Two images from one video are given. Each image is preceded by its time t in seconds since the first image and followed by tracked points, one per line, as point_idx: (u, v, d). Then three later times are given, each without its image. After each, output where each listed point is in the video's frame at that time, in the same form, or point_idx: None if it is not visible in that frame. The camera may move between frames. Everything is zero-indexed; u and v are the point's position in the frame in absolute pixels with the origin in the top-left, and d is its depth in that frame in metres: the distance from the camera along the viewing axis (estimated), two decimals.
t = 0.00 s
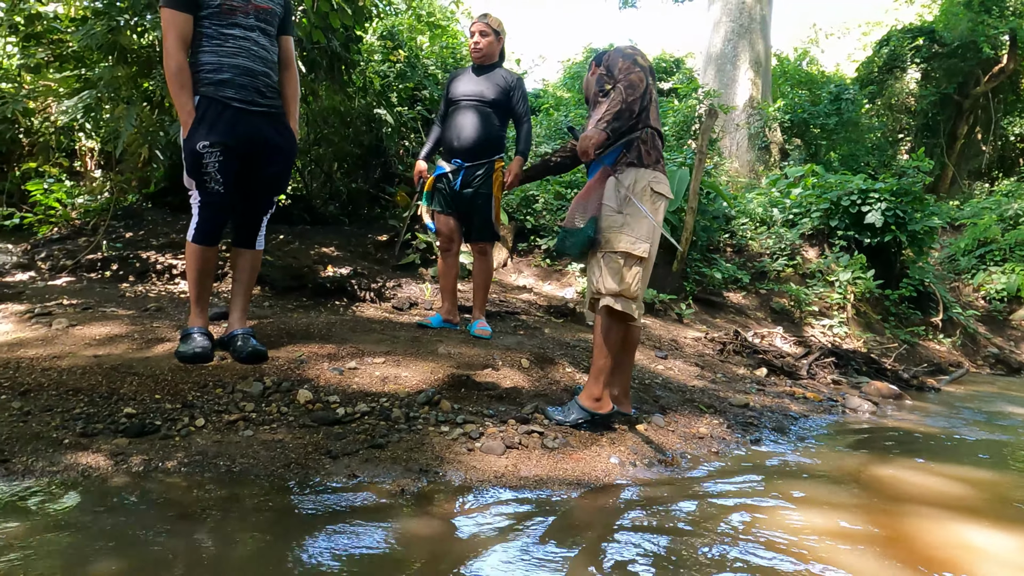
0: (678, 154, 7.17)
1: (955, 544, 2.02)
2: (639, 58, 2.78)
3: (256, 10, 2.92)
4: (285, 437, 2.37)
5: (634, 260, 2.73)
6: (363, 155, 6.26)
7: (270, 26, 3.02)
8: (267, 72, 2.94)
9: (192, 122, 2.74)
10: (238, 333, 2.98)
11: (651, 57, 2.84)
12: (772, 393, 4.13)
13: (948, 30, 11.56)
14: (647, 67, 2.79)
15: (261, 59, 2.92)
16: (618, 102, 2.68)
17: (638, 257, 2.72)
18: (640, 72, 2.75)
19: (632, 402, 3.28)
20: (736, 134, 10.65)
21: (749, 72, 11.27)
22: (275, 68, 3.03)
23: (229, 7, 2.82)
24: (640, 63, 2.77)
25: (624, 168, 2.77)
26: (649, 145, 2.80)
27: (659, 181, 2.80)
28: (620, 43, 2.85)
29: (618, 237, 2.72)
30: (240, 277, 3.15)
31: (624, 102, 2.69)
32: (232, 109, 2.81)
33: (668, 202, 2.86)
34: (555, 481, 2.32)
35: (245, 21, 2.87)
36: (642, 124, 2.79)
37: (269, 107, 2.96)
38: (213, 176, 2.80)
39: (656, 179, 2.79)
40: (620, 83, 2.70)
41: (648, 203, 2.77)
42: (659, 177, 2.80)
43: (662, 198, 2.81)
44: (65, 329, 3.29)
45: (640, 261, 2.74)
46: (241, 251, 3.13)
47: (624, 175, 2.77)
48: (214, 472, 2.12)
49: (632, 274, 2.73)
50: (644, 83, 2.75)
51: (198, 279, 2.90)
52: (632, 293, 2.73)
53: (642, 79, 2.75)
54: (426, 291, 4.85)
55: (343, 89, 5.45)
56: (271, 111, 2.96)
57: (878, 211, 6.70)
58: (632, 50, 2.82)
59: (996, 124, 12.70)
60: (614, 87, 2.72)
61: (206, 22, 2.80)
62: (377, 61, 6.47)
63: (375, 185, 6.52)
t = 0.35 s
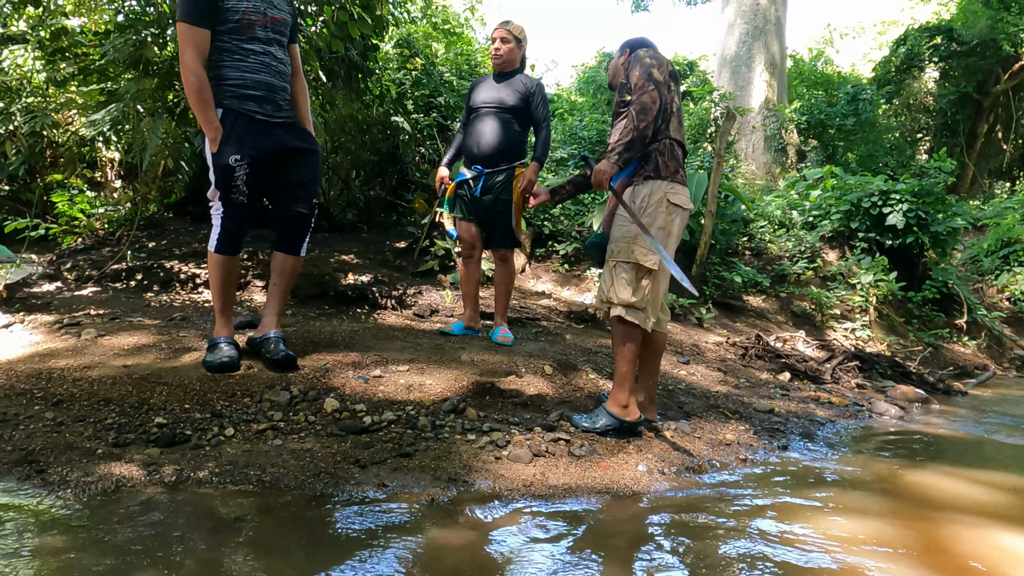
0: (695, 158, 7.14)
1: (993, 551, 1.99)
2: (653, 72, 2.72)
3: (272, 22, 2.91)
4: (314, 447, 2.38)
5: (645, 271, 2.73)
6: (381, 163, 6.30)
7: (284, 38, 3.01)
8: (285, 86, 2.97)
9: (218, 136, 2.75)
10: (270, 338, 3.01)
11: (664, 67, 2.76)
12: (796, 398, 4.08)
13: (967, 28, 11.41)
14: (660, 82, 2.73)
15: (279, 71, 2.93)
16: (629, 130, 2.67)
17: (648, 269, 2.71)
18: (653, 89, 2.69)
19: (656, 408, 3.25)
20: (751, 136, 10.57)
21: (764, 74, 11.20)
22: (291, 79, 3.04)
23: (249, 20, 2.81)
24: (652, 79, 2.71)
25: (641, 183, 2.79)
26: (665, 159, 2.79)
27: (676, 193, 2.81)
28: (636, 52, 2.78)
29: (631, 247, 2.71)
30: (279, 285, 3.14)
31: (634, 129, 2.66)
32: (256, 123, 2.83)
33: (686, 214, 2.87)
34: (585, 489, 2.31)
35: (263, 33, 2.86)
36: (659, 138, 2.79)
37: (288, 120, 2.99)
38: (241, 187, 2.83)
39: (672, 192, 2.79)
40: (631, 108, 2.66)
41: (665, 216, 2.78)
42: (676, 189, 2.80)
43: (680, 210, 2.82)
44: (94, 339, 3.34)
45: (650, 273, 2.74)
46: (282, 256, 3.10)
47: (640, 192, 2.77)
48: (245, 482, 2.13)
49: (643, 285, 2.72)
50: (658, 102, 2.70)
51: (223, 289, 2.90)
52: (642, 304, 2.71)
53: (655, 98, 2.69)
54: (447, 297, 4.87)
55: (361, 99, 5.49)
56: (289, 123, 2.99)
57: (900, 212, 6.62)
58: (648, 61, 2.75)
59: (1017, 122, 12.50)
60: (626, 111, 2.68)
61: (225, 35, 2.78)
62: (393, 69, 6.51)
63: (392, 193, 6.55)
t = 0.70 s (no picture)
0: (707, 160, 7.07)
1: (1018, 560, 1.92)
2: (661, 84, 2.64)
3: (277, 25, 2.83)
4: (322, 453, 2.36)
5: (657, 288, 2.74)
6: (391, 169, 6.30)
7: (295, 40, 2.93)
8: (287, 90, 2.88)
9: (213, 141, 2.73)
10: (328, 351, 2.99)
11: (675, 78, 2.68)
12: (812, 402, 4.01)
13: (983, 26, 11.23)
14: (668, 96, 2.66)
15: (283, 76, 2.86)
16: (629, 151, 2.66)
17: (660, 285, 2.74)
18: (658, 104, 2.63)
19: (669, 413, 3.20)
20: (764, 138, 10.43)
21: (776, 76, 11.10)
22: (299, 84, 2.96)
23: (248, 25, 2.76)
24: (660, 92, 2.64)
25: (643, 201, 2.75)
26: (669, 173, 2.75)
27: (679, 205, 2.77)
28: (649, 57, 2.69)
29: (640, 266, 2.73)
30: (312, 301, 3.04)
31: (634, 150, 2.65)
32: (252, 128, 2.78)
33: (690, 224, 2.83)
34: (595, 496, 2.27)
35: (265, 38, 2.80)
36: (662, 154, 2.75)
37: (289, 125, 2.90)
38: (236, 194, 2.79)
39: (676, 205, 2.77)
40: (633, 125, 2.64)
41: (668, 231, 2.75)
42: (680, 201, 2.77)
43: (684, 222, 2.79)
44: (106, 346, 3.35)
45: (662, 289, 2.75)
46: (299, 270, 3.02)
47: (643, 206, 2.75)
48: (252, 489, 2.11)
49: (656, 302, 2.72)
50: (662, 119, 2.65)
51: (230, 295, 2.92)
52: (658, 321, 2.71)
53: (660, 114, 2.64)
54: (457, 302, 4.85)
55: (370, 105, 5.50)
56: (291, 129, 2.91)
57: (916, 212, 6.51)
58: (659, 69, 2.67)
59: None
60: (627, 129, 2.66)
61: (226, 40, 2.76)
62: (402, 75, 6.52)
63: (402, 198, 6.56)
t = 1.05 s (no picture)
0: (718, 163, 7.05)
1: None
2: (670, 95, 2.65)
3: (286, 29, 2.83)
4: (335, 457, 2.38)
5: (669, 293, 2.74)
6: (402, 174, 6.34)
7: (310, 43, 2.88)
8: (294, 93, 2.83)
9: (220, 147, 2.81)
10: (343, 357, 3.01)
11: (685, 87, 2.67)
12: (827, 404, 3.97)
13: (999, 25, 11.06)
14: (677, 107, 2.66)
15: (290, 79, 2.82)
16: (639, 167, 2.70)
17: (672, 290, 2.73)
18: (666, 118, 2.65)
19: (682, 416, 3.19)
20: (777, 139, 10.40)
21: (788, 77, 11.04)
22: (312, 86, 2.89)
23: (257, 32, 2.82)
24: (669, 104, 2.65)
25: (653, 207, 2.76)
26: (680, 180, 2.74)
27: (690, 209, 2.75)
28: (661, 66, 2.68)
29: (653, 271, 2.74)
30: (327, 307, 3.03)
31: (643, 166, 2.69)
32: (256, 134, 2.79)
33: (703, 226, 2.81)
34: (607, 499, 2.27)
35: (272, 42, 2.81)
36: (673, 162, 2.73)
37: (295, 129, 2.85)
38: (239, 199, 2.83)
39: (687, 209, 2.74)
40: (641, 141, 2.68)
41: (680, 235, 2.74)
42: (691, 206, 2.75)
43: (696, 225, 2.77)
44: (123, 352, 3.40)
45: (675, 293, 2.75)
46: (317, 276, 3.00)
47: (653, 213, 2.76)
48: (267, 492, 2.13)
49: (669, 306, 2.72)
50: (671, 132, 2.66)
51: (244, 301, 2.96)
52: (671, 325, 2.71)
53: (669, 127, 2.65)
54: (469, 307, 4.86)
55: (382, 112, 5.54)
56: (296, 134, 2.85)
57: (931, 213, 6.45)
58: (668, 80, 2.66)
59: None
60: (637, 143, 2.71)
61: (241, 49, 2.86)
62: (414, 81, 6.57)
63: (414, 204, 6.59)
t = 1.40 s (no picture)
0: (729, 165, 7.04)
1: None
2: (690, 105, 2.67)
3: (297, 39, 2.88)
4: (349, 460, 2.41)
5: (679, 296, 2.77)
6: (413, 180, 6.39)
7: (320, 53, 2.93)
8: (303, 103, 2.87)
9: (230, 155, 2.85)
10: (358, 361, 3.06)
11: (704, 96, 2.68)
12: (840, 407, 3.95)
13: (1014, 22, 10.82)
14: (697, 117, 2.68)
15: (299, 89, 2.87)
16: (661, 175, 2.69)
17: (682, 294, 2.76)
18: (688, 127, 2.66)
19: (693, 419, 3.20)
20: (788, 141, 10.37)
21: (799, 79, 10.99)
22: (322, 96, 2.95)
23: (268, 41, 2.86)
24: (689, 114, 2.67)
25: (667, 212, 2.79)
26: (696, 186, 2.77)
27: (704, 215, 2.78)
28: (679, 75, 2.68)
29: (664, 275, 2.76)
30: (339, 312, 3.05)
31: (666, 174, 2.69)
32: (265, 143, 2.84)
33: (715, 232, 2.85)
34: (619, 501, 2.28)
35: (283, 52, 2.86)
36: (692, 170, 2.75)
37: (304, 139, 2.89)
38: (249, 206, 2.88)
39: (701, 214, 2.78)
40: (664, 150, 2.68)
41: (693, 240, 2.78)
42: (705, 211, 2.78)
43: (709, 231, 2.80)
44: (141, 358, 3.46)
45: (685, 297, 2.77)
46: (338, 279, 3.02)
47: (667, 217, 2.79)
48: (282, 495, 2.16)
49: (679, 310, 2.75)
50: (692, 140, 2.68)
51: (258, 306, 3.00)
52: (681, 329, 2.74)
53: (690, 137, 2.67)
54: (480, 311, 4.89)
55: (394, 118, 5.60)
56: (306, 144, 2.90)
57: (945, 214, 6.41)
58: (687, 89, 2.67)
59: None
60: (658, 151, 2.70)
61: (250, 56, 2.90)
62: (424, 87, 6.62)
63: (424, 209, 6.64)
